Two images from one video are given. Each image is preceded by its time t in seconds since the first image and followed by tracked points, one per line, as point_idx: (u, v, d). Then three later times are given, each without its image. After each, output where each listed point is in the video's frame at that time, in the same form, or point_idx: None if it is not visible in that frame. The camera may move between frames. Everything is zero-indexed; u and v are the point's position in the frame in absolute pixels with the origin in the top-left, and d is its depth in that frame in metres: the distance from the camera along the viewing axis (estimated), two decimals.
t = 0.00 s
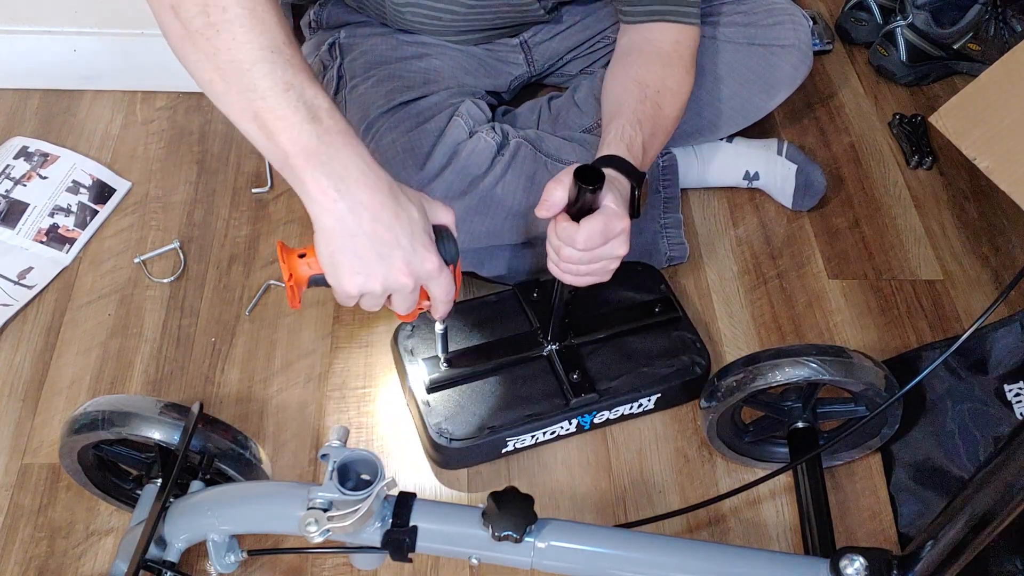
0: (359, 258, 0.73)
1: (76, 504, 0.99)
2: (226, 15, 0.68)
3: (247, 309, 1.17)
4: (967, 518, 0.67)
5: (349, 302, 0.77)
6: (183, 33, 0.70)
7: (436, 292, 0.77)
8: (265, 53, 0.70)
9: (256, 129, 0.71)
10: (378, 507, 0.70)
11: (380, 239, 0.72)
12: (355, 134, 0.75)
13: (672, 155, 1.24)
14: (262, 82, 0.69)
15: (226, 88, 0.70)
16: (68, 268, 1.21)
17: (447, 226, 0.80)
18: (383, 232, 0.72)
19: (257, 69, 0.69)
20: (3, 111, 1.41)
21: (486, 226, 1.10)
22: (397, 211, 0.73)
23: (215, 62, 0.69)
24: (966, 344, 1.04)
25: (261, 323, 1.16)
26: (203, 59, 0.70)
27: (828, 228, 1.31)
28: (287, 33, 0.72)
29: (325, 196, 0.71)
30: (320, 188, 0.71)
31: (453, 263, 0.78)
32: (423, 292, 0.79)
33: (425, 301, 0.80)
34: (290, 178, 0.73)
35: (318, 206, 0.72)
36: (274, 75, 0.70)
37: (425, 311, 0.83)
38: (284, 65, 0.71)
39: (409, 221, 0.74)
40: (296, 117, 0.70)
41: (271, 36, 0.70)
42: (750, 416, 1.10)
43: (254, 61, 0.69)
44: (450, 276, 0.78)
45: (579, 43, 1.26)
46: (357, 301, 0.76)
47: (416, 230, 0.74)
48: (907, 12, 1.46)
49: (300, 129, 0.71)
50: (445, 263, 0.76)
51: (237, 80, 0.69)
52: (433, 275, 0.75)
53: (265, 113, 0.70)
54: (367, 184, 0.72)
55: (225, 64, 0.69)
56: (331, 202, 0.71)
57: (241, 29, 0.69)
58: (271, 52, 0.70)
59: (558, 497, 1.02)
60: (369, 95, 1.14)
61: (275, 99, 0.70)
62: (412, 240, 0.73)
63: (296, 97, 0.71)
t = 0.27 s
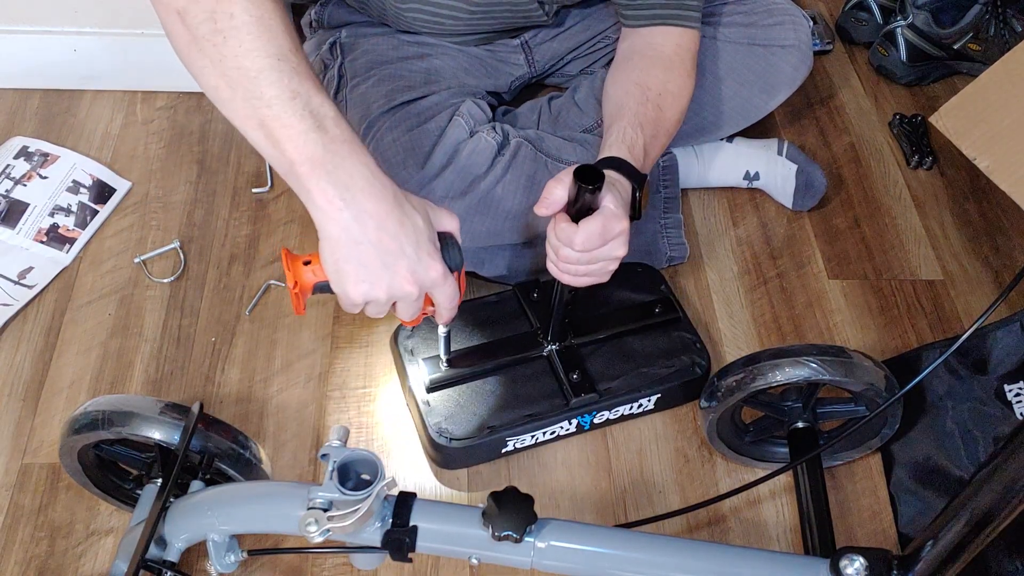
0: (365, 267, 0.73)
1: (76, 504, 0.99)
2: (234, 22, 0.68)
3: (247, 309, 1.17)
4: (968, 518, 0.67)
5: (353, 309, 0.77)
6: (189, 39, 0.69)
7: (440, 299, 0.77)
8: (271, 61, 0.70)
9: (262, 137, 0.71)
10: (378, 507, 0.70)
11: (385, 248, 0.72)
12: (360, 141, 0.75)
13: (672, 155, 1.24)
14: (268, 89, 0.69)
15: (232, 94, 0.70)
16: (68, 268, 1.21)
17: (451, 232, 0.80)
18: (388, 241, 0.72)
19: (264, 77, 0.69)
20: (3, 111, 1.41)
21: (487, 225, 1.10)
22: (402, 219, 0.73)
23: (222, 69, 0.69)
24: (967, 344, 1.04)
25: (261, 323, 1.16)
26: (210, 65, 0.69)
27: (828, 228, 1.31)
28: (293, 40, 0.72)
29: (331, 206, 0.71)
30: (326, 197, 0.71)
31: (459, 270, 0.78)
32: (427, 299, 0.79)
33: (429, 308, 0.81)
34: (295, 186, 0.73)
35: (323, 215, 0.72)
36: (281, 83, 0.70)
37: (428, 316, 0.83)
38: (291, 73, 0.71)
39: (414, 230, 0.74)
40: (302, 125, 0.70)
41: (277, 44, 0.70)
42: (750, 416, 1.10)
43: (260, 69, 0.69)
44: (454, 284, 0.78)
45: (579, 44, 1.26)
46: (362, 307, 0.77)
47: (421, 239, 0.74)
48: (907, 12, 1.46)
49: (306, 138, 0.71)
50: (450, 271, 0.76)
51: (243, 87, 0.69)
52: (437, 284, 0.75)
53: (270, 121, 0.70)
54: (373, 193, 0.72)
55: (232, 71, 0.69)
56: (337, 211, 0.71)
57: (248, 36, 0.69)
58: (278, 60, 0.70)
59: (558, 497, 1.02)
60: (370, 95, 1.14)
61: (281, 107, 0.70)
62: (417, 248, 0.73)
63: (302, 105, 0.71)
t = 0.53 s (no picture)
0: (391, 261, 0.72)
1: (76, 504, 0.99)
2: (257, 16, 0.69)
3: (247, 309, 1.17)
4: (967, 517, 0.67)
5: (372, 307, 0.76)
6: (211, 32, 0.70)
7: (459, 293, 0.78)
8: (295, 56, 0.70)
9: (286, 134, 0.71)
10: (378, 507, 0.70)
11: (414, 241, 0.72)
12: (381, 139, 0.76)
13: (672, 155, 1.24)
14: (294, 84, 0.70)
15: (255, 88, 0.70)
16: (68, 268, 1.21)
17: (464, 225, 0.80)
18: (416, 235, 0.73)
19: (289, 71, 0.70)
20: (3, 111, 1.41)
21: (487, 224, 1.10)
22: (427, 213, 0.74)
23: (244, 63, 0.70)
24: (966, 344, 1.04)
25: (260, 322, 1.16)
26: (231, 59, 0.70)
27: (828, 228, 1.31)
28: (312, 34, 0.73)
29: (360, 200, 0.71)
30: (356, 192, 0.71)
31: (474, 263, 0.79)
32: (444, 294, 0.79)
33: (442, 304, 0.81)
34: (320, 183, 0.72)
35: (352, 210, 0.71)
36: (307, 78, 0.71)
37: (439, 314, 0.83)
38: (316, 68, 0.71)
39: (437, 224, 0.75)
40: (329, 120, 0.71)
41: (301, 39, 0.71)
42: (750, 416, 1.10)
43: (285, 62, 0.70)
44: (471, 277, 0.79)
45: (580, 44, 1.26)
46: (382, 305, 0.76)
47: (444, 232, 0.75)
48: (907, 12, 1.46)
49: (334, 132, 0.71)
50: (468, 264, 0.77)
51: (267, 81, 0.70)
52: (459, 277, 0.76)
53: (296, 116, 0.70)
54: (399, 188, 0.73)
55: (256, 65, 0.70)
56: (366, 205, 0.71)
57: (273, 31, 0.70)
58: (302, 54, 0.71)
59: (558, 497, 1.02)
60: (371, 94, 1.14)
61: (306, 102, 0.70)
62: (443, 241, 0.74)
63: (327, 99, 0.71)
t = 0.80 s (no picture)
0: (366, 256, 0.74)
1: (76, 504, 0.99)
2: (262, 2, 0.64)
3: (247, 309, 1.17)
4: (967, 518, 0.67)
5: (345, 286, 0.78)
6: (212, 11, 0.65)
7: (435, 296, 0.79)
8: (300, 45, 0.66)
9: (279, 120, 0.68)
10: (378, 507, 0.70)
11: (389, 243, 0.73)
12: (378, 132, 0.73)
13: (672, 153, 1.24)
14: (296, 73, 0.67)
15: (255, 73, 0.66)
16: (68, 268, 1.21)
17: (455, 226, 0.80)
18: (394, 237, 0.73)
19: (292, 61, 0.66)
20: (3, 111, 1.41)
21: (489, 222, 1.10)
22: (411, 217, 0.73)
23: (245, 50, 0.66)
24: (966, 343, 1.04)
25: (260, 322, 1.16)
26: (232, 43, 0.65)
27: (828, 228, 1.31)
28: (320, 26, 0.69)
29: (344, 197, 0.71)
30: (341, 188, 0.71)
31: (455, 265, 0.79)
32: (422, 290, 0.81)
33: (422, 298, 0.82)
34: (307, 171, 0.71)
35: (335, 203, 0.72)
36: (308, 69, 0.67)
37: (421, 304, 0.85)
38: (319, 59, 0.68)
39: (421, 228, 0.74)
40: (327, 115, 0.68)
41: (308, 27, 0.67)
42: (750, 415, 1.10)
43: (289, 52, 0.66)
44: (450, 281, 0.79)
45: (581, 42, 1.26)
46: (356, 288, 0.78)
47: (426, 237, 0.74)
48: (907, 12, 1.46)
49: (328, 126, 0.69)
50: (447, 268, 0.78)
51: (268, 70, 0.66)
52: (434, 281, 0.77)
53: (293, 106, 0.67)
54: (387, 190, 0.72)
55: (258, 51, 0.65)
56: (349, 202, 0.71)
57: (279, 18, 0.65)
58: (307, 44, 0.67)
59: (558, 497, 1.02)
60: (374, 91, 1.14)
61: (306, 94, 0.67)
62: (420, 247, 0.74)
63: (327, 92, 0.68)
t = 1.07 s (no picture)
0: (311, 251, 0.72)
1: (76, 504, 0.99)
2: None
3: (247, 309, 1.17)
4: (966, 518, 0.67)
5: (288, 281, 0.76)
6: None
7: (383, 300, 0.78)
8: (272, 33, 0.64)
9: (240, 107, 0.66)
10: (378, 507, 0.70)
11: (336, 243, 0.71)
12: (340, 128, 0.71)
13: (672, 154, 1.24)
14: (262, 62, 0.64)
15: (221, 56, 0.64)
16: (68, 268, 1.21)
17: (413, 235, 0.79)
18: (342, 236, 0.71)
19: (260, 50, 0.64)
20: (3, 111, 1.41)
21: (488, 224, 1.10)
22: (362, 219, 0.71)
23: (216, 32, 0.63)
24: (966, 343, 1.04)
25: (260, 322, 1.16)
26: (202, 21, 0.62)
27: (828, 228, 1.31)
28: (299, 14, 0.66)
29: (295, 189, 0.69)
30: (291, 181, 0.68)
31: (407, 272, 0.78)
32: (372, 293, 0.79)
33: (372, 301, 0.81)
34: (261, 158, 0.69)
35: (284, 195, 0.69)
36: (277, 58, 0.65)
37: (368, 306, 0.83)
38: (289, 50, 0.65)
39: (372, 230, 0.72)
40: (290, 109, 0.66)
41: (283, 16, 0.64)
42: (750, 415, 1.10)
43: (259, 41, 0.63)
44: (399, 287, 0.78)
45: (580, 44, 1.26)
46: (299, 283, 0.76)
47: (375, 240, 0.73)
48: (907, 12, 1.46)
49: (289, 119, 0.66)
50: (396, 273, 0.76)
51: (235, 56, 0.64)
52: (381, 285, 0.75)
53: (255, 93, 0.65)
54: (340, 188, 0.70)
55: (226, 34, 0.63)
56: (299, 195, 0.69)
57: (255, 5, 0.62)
58: (278, 33, 0.64)
59: (558, 497, 1.02)
60: (373, 93, 1.14)
61: (269, 84, 0.65)
62: (369, 250, 0.72)
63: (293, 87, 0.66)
